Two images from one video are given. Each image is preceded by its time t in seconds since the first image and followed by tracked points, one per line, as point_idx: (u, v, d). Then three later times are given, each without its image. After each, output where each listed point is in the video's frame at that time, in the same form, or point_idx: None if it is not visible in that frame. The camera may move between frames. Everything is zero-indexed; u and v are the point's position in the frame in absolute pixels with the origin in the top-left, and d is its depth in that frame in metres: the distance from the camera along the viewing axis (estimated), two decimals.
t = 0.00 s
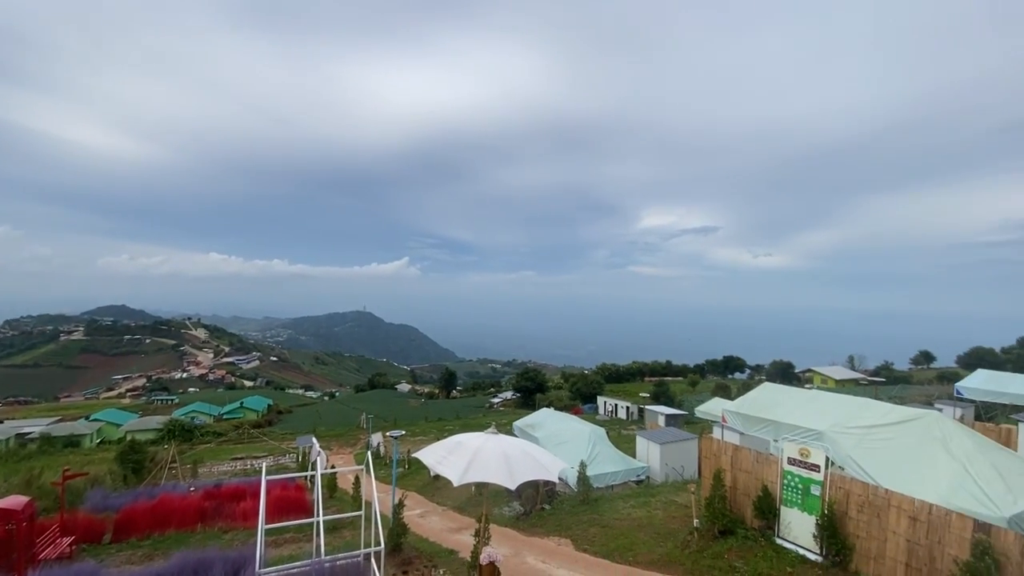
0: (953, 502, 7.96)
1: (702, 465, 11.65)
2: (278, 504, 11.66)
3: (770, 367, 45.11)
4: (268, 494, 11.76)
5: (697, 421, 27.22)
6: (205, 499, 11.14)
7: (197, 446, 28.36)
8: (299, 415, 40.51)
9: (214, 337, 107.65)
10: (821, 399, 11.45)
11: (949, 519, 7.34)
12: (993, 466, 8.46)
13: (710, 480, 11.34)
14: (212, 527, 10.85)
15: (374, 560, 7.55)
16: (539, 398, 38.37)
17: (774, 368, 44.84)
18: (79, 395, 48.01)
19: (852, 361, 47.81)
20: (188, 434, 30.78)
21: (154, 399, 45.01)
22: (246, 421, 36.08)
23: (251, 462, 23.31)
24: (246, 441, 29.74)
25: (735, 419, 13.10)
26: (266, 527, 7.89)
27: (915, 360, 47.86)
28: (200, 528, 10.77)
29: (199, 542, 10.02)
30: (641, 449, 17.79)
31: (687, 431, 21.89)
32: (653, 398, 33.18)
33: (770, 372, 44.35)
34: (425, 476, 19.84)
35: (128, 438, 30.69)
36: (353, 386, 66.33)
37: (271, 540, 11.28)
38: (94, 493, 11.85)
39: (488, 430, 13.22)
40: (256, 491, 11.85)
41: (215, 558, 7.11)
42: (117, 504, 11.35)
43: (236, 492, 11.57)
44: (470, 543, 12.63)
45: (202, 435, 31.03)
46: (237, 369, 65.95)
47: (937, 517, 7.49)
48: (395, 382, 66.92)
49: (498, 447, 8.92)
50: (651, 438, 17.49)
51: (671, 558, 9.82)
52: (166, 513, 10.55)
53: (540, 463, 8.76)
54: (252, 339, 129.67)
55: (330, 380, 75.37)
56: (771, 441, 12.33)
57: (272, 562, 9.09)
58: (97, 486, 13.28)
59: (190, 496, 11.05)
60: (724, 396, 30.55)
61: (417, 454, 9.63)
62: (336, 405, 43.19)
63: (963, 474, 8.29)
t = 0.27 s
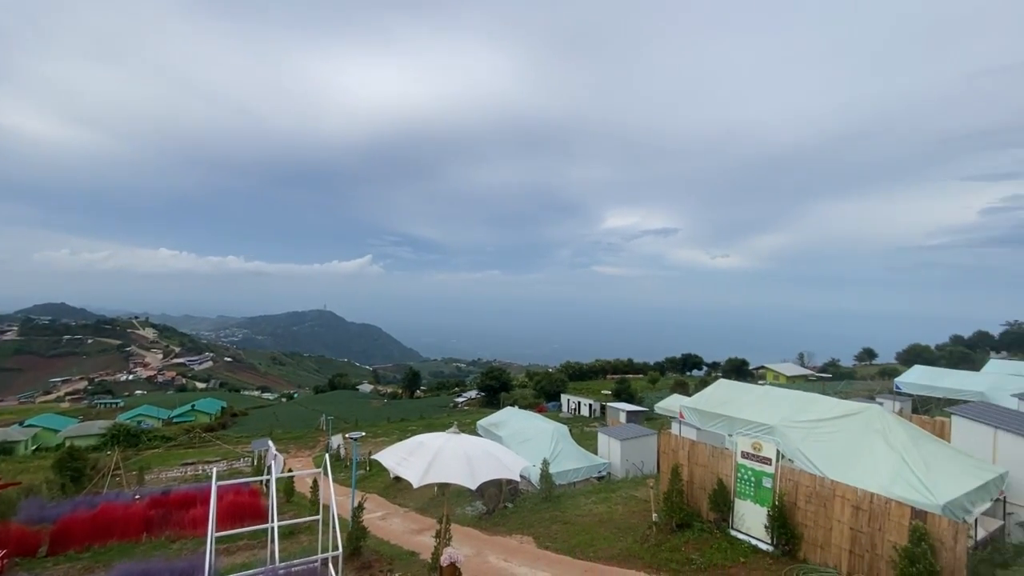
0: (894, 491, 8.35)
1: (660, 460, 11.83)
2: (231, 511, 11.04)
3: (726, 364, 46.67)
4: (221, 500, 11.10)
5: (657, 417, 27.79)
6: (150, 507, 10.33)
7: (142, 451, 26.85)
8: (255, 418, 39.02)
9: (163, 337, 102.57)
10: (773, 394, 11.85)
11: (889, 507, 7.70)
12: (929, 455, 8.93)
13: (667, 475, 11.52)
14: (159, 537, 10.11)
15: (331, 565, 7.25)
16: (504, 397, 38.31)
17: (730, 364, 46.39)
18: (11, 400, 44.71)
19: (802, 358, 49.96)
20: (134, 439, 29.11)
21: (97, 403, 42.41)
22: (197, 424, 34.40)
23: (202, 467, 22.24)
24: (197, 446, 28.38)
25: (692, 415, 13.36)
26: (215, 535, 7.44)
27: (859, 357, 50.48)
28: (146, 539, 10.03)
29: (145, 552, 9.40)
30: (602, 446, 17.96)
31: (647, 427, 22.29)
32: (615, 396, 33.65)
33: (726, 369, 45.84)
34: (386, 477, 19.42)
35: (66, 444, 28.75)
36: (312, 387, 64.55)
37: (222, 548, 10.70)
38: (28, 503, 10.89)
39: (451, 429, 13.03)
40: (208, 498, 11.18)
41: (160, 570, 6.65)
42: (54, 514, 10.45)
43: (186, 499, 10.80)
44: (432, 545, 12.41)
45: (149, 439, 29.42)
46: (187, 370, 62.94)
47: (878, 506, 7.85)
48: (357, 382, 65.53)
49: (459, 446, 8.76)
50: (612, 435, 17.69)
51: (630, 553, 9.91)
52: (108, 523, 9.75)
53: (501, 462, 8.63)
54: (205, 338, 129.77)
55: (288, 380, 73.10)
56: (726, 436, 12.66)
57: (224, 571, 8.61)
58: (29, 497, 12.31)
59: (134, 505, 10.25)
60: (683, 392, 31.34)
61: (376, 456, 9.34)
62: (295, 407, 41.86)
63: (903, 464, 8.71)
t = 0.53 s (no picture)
0: (838, 482, 8.72)
1: (620, 457, 11.96)
2: (180, 519, 10.38)
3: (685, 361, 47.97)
4: (170, 508, 10.41)
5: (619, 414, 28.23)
6: (91, 517, 9.53)
7: (82, 458, 25.20)
8: (207, 421, 37.32)
9: (106, 337, 96.93)
10: (729, 390, 12.21)
11: (834, 498, 8.03)
12: (869, 448, 9.39)
13: (627, 471, 11.66)
14: (99, 550, 9.32)
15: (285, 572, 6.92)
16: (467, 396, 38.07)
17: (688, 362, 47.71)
18: None
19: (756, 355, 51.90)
20: (73, 445, 27.30)
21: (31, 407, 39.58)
22: (143, 428, 32.57)
23: (149, 474, 21.06)
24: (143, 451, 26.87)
25: (651, 412, 13.62)
26: (160, 544, 6.97)
27: (809, 354, 52.85)
28: (85, 551, 9.24)
29: (81, 566, 8.75)
30: (565, 443, 18.05)
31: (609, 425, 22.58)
32: (578, 394, 33.98)
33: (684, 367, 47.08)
34: (346, 480, 18.91)
35: None
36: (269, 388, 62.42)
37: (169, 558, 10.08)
38: None
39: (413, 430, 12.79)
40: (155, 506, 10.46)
41: None
42: None
43: (130, 508, 10.02)
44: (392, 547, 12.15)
45: (89, 445, 27.66)
46: (134, 372, 59.61)
47: (823, 497, 8.16)
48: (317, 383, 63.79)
49: (421, 447, 8.56)
50: (574, 432, 17.82)
51: (591, 549, 9.97)
52: (42, 535, 8.97)
53: (464, 463, 8.48)
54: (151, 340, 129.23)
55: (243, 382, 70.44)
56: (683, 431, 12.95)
57: None
58: None
59: (73, 514, 9.46)
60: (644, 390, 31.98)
61: (333, 459, 9.03)
62: (250, 409, 40.30)
63: (846, 457, 9.10)
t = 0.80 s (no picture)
0: (786, 475, 9.10)
1: (582, 455, 12.07)
2: (124, 529, 9.75)
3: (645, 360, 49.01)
4: (114, 518, 9.77)
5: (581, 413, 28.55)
6: (23, 530, 8.91)
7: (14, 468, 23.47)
8: (155, 426, 35.49)
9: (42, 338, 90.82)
10: (686, 388, 12.55)
11: (783, 490, 8.36)
12: (815, 442, 9.83)
13: (588, 469, 11.80)
14: (33, 563, 8.61)
15: None
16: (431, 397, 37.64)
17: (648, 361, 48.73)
18: None
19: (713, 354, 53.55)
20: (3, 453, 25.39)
21: None
22: (82, 434, 30.63)
23: (89, 483, 19.82)
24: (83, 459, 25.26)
25: (613, 410, 13.82)
26: (101, 556, 6.54)
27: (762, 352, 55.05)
28: (18, 565, 8.52)
29: None
30: (528, 443, 18.08)
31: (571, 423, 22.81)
32: (541, 393, 34.15)
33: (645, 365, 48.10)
34: (304, 484, 18.34)
35: None
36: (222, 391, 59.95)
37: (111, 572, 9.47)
38: None
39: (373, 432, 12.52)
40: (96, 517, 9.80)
41: None
42: None
43: (69, 520, 9.41)
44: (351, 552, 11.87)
45: (22, 453, 25.80)
46: (72, 375, 56.01)
47: (774, 490, 8.49)
48: (274, 385, 61.74)
49: (381, 449, 8.39)
50: (536, 432, 17.86)
51: (552, 547, 10.03)
52: None
53: (425, 464, 8.35)
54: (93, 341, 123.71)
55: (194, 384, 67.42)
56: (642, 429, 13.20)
57: None
58: None
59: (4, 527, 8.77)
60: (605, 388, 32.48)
61: (290, 463, 8.72)
62: (202, 412, 38.58)
63: (794, 451, 9.50)
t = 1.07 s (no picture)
0: (740, 471, 9.40)
1: (545, 455, 12.12)
2: (60, 541, 9.12)
3: (608, 360, 49.79)
4: (48, 529, 9.12)
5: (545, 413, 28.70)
6: None
7: None
8: (97, 431, 33.47)
9: None
10: (647, 387, 12.80)
11: (737, 486, 8.65)
12: (767, 438, 10.22)
13: (551, 468, 11.86)
14: None
15: None
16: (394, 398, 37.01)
17: (611, 361, 49.50)
18: None
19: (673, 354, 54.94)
20: None
21: None
22: (15, 441, 28.56)
23: (21, 493, 18.47)
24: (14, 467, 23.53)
25: (575, 410, 13.96)
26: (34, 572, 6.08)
27: (719, 352, 56.88)
28: None
29: None
30: (491, 443, 18.02)
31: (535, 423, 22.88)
32: (505, 393, 34.15)
33: (608, 365, 48.85)
34: (259, 490, 17.67)
35: None
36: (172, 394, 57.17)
37: None
38: None
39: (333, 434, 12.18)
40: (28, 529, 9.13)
41: None
42: None
43: None
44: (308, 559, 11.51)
45: None
46: (4, 377, 52.15)
47: (728, 485, 8.76)
48: (229, 387, 59.35)
49: (340, 452, 8.16)
50: (500, 432, 17.83)
51: (515, 547, 10.03)
52: None
53: (385, 467, 8.17)
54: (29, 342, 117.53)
55: (141, 386, 64.03)
56: (604, 428, 13.39)
57: None
58: None
59: None
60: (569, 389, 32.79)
61: (243, 467, 8.37)
62: (149, 416, 36.67)
63: (748, 448, 9.84)
